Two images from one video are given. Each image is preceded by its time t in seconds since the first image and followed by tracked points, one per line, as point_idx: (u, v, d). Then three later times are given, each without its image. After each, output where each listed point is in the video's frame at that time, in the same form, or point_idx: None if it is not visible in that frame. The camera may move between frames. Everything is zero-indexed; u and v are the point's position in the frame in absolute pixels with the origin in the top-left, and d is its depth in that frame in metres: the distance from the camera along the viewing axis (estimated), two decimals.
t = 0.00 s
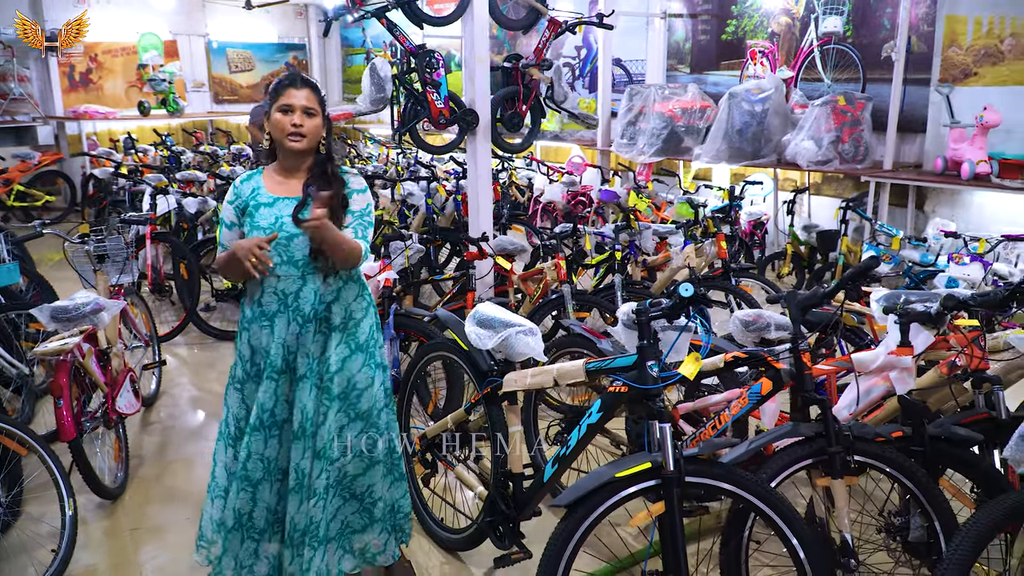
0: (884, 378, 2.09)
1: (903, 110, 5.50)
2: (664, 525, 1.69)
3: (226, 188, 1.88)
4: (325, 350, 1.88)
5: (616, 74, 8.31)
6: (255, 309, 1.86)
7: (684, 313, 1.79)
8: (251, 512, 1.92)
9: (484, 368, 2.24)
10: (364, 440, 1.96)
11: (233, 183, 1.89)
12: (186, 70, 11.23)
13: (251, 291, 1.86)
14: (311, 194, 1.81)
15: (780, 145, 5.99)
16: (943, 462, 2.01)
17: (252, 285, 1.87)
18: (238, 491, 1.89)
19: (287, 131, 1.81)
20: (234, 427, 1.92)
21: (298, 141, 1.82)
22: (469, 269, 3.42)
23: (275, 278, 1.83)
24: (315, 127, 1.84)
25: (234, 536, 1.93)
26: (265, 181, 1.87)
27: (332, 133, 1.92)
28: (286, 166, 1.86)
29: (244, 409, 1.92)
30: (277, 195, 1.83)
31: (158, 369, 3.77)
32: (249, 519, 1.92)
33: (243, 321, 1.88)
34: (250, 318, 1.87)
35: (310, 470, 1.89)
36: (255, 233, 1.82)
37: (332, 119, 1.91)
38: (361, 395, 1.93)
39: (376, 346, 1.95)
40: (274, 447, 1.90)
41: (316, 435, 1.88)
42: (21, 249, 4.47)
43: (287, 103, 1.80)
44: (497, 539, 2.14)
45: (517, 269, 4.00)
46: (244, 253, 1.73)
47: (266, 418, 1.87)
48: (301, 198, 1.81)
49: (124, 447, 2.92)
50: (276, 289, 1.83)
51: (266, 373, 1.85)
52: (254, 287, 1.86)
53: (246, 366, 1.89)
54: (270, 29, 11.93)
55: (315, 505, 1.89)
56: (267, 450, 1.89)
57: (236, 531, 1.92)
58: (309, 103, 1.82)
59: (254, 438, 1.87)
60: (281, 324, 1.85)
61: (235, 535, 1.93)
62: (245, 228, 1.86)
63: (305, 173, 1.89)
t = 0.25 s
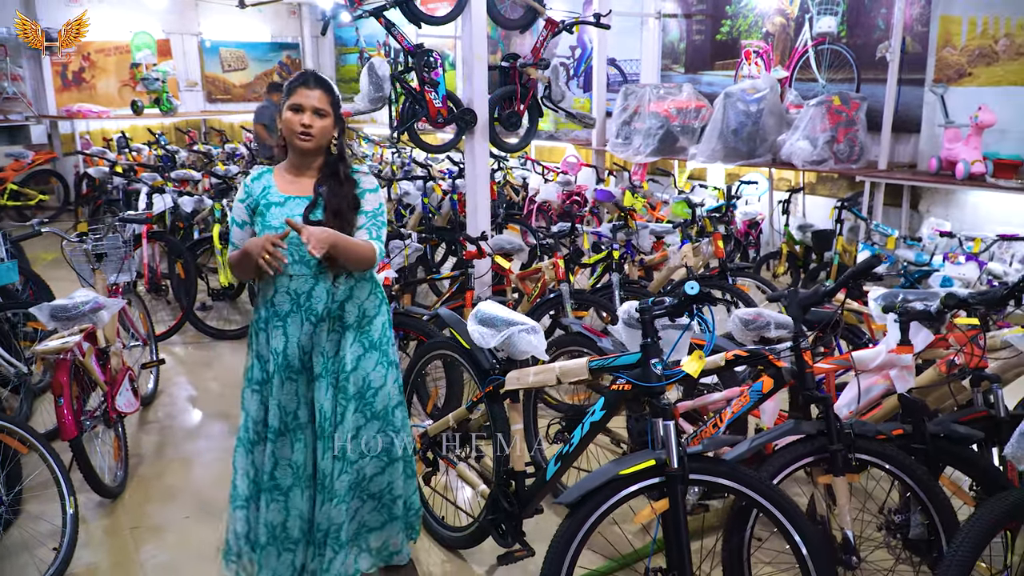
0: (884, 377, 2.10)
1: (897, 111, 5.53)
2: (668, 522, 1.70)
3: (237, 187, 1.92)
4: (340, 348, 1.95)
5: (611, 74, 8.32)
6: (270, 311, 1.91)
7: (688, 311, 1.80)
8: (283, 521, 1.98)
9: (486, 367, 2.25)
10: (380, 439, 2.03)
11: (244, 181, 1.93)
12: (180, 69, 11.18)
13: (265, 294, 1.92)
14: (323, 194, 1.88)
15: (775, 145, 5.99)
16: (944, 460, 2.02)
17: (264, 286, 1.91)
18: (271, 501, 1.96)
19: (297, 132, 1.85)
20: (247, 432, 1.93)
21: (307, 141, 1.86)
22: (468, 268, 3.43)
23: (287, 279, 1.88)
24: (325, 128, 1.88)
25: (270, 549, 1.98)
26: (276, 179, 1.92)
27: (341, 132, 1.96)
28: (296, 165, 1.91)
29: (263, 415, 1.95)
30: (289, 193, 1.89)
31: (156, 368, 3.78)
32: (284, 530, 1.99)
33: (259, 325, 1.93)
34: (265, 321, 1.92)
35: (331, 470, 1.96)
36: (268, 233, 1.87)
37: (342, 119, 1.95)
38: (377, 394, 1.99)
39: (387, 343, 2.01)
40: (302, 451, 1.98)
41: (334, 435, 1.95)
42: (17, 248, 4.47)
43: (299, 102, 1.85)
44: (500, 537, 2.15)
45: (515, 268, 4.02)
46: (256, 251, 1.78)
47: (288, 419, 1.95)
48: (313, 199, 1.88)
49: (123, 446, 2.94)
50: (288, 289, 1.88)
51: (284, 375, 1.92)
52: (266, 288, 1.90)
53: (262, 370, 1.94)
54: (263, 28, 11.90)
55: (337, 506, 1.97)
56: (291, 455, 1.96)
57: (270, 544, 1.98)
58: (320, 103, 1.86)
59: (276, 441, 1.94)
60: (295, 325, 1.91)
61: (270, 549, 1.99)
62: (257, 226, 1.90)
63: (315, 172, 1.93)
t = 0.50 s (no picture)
0: (885, 374, 2.11)
1: (896, 110, 5.56)
2: (674, 519, 1.71)
3: (250, 184, 1.92)
4: (355, 346, 1.98)
5: (610, 74, 8.33)
6: (285, 309, 1.92)
7: (692, 309, 1.82)
8: (304, 520, 2.00)
9: (491, 365, 2.25)
10: (398, 437, 2.06)
11: (259, 177, 1.93)
12: (178, 69, 11.18)
13: (279, 293, 1.93)
14: (339, 192, 1.89)
15: (774, 144, 6.00)
16: (946, 456, 2.04)
17: (280, 284, 1.94)
18: (293, 500, 1.98)
19: (313, 134, 1.85)
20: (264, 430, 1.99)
21: (323, 144, 1.87)
22: (470, 267, 3.44)
23: (300, 277, 1.89)
24: (341, 130, 1.89)
25: (297, 549, 2.01)
26: (291, 177, 1.92)
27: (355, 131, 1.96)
28: (311, 165, 1.92)
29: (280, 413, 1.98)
30: (303, 192, 1.90)
31: (158, 367, 3.79)
32: (309, 529, 2.01)
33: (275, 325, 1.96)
34: (279, 319, 1.94)
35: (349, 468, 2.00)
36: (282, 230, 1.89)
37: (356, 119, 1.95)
38: (395, 391, 2.02)
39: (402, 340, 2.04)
40: (320, 449, 2.00)
41: (351, 432, 1.99)
42: (18, 248, 4.48)
43: (315, 105, 1.84)
44: (505, 534, 2.17)
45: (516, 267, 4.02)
46: (273, 250, 1.80)
47: (306, 416, 1.97)
48: (328, 198, 1.89)
49: (127, 445, 2.95)
50: (302, 287, 1.89)
51: (300, 373, 1.93)
52: (281, 286, 1.93)
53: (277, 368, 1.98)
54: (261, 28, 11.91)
55: (356, 503, 2.00)
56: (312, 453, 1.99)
57: (296, 545, 2.00)
58: (336, 105, 1.86)
59: (296, 440, 1.96)
60: (308, 322, 1.92)
61: (297, 548, 2.01)
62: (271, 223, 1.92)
63: (330, 172, 1.94)
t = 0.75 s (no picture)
0: (886, 369, 2.14)
1: (893, 110, 5.59)
2: (678, 513, 1.73)
3: (267, 180, 1.92)
4: (373, 341, 1.98)
5: (608, 73, 8.34)
6: (303, 306, 1.93)
7: (695, 305, 1.86)
8: (321, 516, 2.01)
9: (494, 361, 2.29)
10: (414, 431, 2.07)
11: (274, 176, 1.93)
12: (176, 69, 11.19)
13: (297, 290, 1.94)
14: (358, 192, 1.90)
15: (772, 143, 6.03)
16: (945, 450, 2.06)
17: (295, 279, 1.93)
18: (310, 495, 1.99)
19: (331, 129, 1.87)
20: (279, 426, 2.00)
21: (341, 139, 1.89)
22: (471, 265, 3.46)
23: (319, 273, 1.90)
24: (357, 126, 1.91)
25: (314, 544, 2.02)
26: (307, 175, 1.92)
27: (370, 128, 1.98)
28: (328, 161, 1.93)
29: (296, 411, 1.98)
30: (320, 189, 1.90)
31: (159, 366, 3.80)
32: (325, 524, 2.01)
33: (290, 323, 1.95)
34: (296, 317, 1.94)
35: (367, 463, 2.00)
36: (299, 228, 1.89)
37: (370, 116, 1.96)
38: (411, 384, 2.03)
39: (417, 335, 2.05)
40: (337, 446, 2.00)
41: (369, 427, 1.99)
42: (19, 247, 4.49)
43: (333, 100, 1.86)
44: (509, 529, 2.19)
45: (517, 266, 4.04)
46: (291, 246, 1.82)
47: (325, 412, 1.98)
48: (346, 196, 1.90)
49: (130, 443, 2.96)
50: (321, 283, 1.90)
51: (318, 369, 1.94)
52: (298, 282, 1.92)
53: (294, 365, 1.98)
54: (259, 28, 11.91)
55: (373, 497, 2.01)
56: (328, 449, 1.98)
57: (313, 539, 2.01)
58: (353, 102, 1.88)
59: (314, 436, 1.96)
60: (327, 319, 1.94)
61: (315, 544, 2.02)
62: (287, 220, 1.91)
63: (347, 169, 1.95)
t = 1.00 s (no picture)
0: (886, 366, 2.15)
1: (891, 109, 5.61)
2: (682, 507, 1.74)
3: (288, 181, 1.94)
4: (397, 337, 1.98)
5: (607, 73, 8.36)
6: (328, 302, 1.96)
7: (698, 302, 1.88)
8: (339, 511, 2.01)
9: (497, 359, 2.31)
10: (434, 423, 2.08)
11: (295, 176, 1.95)
12: (174, 69, 11.20)
13: (322, 288, 1.96)
14: (383, 191, 1.94)
15: (771, 143, 6.05)
16: (944, 445, 2.08)
17: (319, 278, 1.97)
18: (328, 492, 1.99)
19: (353, 125, 1.90)
20: (298, 423, 2.00)
21: (363, 134, 1.91)
22: (472, 264, 3.47)
23: (344, 271, 1.94)
24: (377, 121, 1.94)
25: (329, 540, 2.02)
26: (330, 175, 1.95)
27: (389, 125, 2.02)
28: (349, 158, 1.95)
29: (316, 407, 1.99)
30: (345, 188, 1.93)
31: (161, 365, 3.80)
32: (341, 521, 2.02)
33: (313, 321, 1.98)
34: (320, 315, 1.97)
35: (390, 456, 2.03)
36: (323, 227, 1.91)
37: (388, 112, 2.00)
38: (433, 379, 2.05)
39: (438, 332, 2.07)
40: (352, 441, 1.99)
41: (392, 422, 2.01)
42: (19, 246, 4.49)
43: (353, 97, 1.90)
44: (512, 525, 2.21)
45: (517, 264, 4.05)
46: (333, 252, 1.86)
47: (346, 411, 1.97)
48: (371, 195, 1.94)
49: (132, 441, 2.97)
50: (346, 282, 1.95)
51: (342, 367, 1.96)
52: (321, 280, 1.96)
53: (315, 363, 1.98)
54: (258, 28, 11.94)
55: (395, 489, 2.04)
56: (349, 447, 1.98)
57: (328, 535, 2.01)
58: (374, 98, 1.91)
59: (335, 434, 1.97)
60: (352, 317, 1.96)
61: (329, 540, 2.02)
62: (311, 220, 1.94)
63: (368, 167, 1.98)
